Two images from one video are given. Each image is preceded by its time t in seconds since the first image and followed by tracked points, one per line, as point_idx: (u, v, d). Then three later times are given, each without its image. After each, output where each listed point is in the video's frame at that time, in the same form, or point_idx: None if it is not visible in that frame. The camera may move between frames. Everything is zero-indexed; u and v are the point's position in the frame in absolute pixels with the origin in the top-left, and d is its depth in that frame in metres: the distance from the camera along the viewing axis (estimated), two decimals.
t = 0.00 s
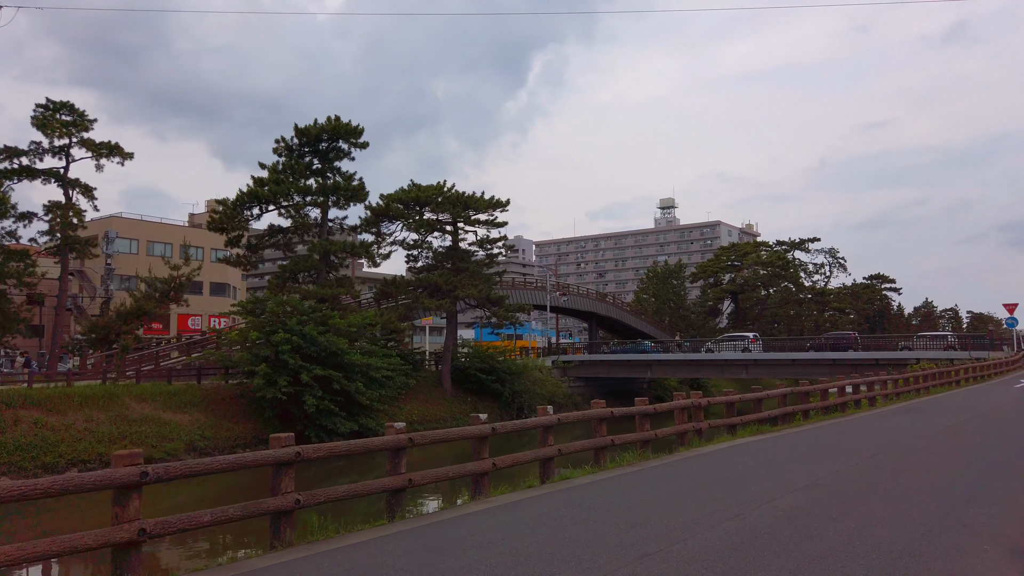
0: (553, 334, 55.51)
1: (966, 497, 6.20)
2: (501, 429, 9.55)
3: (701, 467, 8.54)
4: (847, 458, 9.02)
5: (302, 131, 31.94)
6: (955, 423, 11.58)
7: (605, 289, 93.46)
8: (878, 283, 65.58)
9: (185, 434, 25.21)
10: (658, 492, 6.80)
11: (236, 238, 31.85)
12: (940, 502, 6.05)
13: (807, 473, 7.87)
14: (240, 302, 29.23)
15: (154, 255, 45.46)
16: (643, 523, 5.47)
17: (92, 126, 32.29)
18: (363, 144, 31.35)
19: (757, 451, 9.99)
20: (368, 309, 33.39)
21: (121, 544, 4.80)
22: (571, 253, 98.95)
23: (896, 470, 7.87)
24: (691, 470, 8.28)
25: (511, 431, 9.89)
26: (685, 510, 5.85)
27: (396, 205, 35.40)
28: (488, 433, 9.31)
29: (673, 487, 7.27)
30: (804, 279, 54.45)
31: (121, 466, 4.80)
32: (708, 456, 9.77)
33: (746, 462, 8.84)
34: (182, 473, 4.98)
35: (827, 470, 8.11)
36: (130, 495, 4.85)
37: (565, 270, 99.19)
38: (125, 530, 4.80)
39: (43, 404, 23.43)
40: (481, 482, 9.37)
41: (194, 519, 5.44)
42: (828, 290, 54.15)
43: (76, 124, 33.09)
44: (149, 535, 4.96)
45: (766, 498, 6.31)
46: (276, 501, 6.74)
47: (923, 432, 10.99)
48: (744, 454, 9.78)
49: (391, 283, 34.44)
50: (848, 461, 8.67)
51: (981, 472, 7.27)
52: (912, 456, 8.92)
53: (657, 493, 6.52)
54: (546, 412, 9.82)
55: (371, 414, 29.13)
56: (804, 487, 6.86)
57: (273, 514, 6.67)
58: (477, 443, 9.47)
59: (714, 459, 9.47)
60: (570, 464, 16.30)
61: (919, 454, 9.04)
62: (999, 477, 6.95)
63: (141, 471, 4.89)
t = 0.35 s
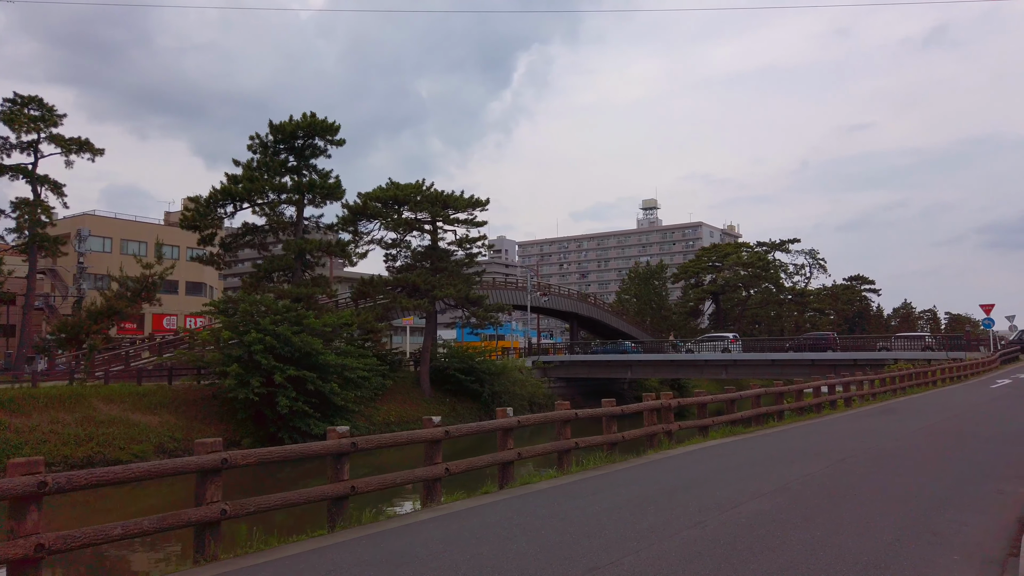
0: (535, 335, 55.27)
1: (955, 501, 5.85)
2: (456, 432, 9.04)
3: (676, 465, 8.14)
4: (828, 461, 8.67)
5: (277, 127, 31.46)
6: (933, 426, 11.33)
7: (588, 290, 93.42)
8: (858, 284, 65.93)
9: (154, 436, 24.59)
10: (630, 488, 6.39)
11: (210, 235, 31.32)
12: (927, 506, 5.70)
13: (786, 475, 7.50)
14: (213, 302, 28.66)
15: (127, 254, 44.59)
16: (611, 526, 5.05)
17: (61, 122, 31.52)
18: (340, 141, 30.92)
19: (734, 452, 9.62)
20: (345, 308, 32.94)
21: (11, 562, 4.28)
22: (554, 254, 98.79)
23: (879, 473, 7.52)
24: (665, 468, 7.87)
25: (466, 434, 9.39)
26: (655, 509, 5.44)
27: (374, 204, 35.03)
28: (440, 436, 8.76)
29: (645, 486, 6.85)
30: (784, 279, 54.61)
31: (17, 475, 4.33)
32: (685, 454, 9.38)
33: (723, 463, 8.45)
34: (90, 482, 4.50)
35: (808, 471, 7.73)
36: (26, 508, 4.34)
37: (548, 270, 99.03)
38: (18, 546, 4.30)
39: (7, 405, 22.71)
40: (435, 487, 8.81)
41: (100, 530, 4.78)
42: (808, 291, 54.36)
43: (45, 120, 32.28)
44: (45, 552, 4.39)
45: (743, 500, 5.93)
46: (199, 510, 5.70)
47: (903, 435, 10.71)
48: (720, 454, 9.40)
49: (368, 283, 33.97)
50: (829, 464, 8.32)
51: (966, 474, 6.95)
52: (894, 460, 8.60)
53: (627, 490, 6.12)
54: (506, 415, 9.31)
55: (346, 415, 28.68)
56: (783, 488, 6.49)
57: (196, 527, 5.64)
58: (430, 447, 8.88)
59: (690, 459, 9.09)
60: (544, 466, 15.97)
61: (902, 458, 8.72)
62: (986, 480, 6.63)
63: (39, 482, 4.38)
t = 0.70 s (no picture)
0: (509, 335, 54.99)
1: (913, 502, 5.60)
2: (394, 438, 8.36)
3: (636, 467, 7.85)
4: (793, 458, 8.44)
5: (244, 122, 30.82)
6: (900, 422, 11.15)
7: (564, 290, 93.43)
8: (830, 285, 66.53)
9: (113, 439, 23.80)
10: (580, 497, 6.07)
11: (174, 232, 30.53)
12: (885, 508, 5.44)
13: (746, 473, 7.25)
14: (175, 301, 27.93)
15: (91, 252, 43.54)
16: (550, 541, 4.71)
17: (18, 114, 30.49)
18: (308, 137, 30.42)
19: (698, 450, 9.35)
20: (313, 308, 32.42)
21: None
22: (530, 254, 98.69)
23: (842, 469, 7.30)
24: (624, 471, 7.58)
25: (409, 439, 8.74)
26: (600, 521, 5.13)
27: (344, 202, 34.51)
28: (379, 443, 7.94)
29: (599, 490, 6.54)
30: (757, 280, 54.96)
31: None
32: (648, 452, 9.08)
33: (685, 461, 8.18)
34: None
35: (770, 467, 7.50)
36: None
37: (524, 270, 98.88)
38: None
39: None
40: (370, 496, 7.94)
41: None
42: (780, 291, 54.72)
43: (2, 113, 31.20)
44: None
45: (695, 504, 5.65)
46: (89, 530, 4.64)
47: (872, 431, 10.50)
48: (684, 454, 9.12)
49: (338, 282, 33.45)
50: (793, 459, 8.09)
51: (929, 470, 6.73)
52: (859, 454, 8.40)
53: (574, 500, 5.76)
54: (452, 418, 8.79)
55: (313, 417, 28.18)
56: (740, 489, 6.22)
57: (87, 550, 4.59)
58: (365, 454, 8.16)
59: (652, 461, 8.83)
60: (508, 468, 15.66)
61: (868, 452, 8.52)
62: (948, 477, 6.41)
63: None
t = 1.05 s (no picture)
0: (481, 335, 54.61)
1: (868, 504, 5.35)
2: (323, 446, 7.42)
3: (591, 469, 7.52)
4: (753, 454, 8.20)
5: (206, 118, 30.11)
6: (863, 423, 10.99)
7: (538, 291, 93.35)
8: (799, 286, 67.19)
9: (66, 442, 22.89)
10: (525, 503, 5.72)
11: (132, 230, 29.67)
12: (838, 511, 5.17)
13: (703, 471, 6.96)
14: (133, 301, 27.12)
15: (50, 250, 42.29)
16: (478, 558, 4.33)
17: None
18: (273, 134, 29.90)
19: (660, 449, 9.04)
20: (277, 308, 31.80)
21: None
22: (504, 254, 98.48)
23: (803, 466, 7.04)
24: (577, 472, 7.23)
25: (341, 447, 7.92)
26: (539, 532, 4.78)
27: (310, 200, 34.02)
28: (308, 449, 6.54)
29: (547, 494, 6.19)
30: (727, 281, 55.28)
31: None
32: (609, 453, 8.73)
33: (643, 460, 7.87)
34: None
35: (728, 465, 7.23)
36: None
37: (498, 270, 98.64)
38: None
39: None
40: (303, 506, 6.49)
41: None
42: (750, 292, 55.13)
43: None
44: None
45: (644, 511, 5.33)
46: None
47: (837, 432, 10.28)
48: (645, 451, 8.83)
49: (304, 282, 32.90)
50: (752, 457, 7.84)
51: (888, 471, 6.49)
52: (821, 453, 8.18)
53: (516, 508, 5.38)
54: (392, 424, 8.11)
55: (277, 419, 27.56)
56: (693, 492, 5.91)
57: None
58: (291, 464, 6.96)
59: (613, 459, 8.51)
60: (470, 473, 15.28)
61: (830, 451, 8.30)
62: (907, 478, 6.17)
63: None
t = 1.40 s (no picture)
0: (461, 336, 54.21)
1: (840, 513, 5.09)
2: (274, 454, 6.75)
3: (556, 475, 7.22)
4: (725, 458, 7.94)
5: (177, 113, 29.44)
6: (838, 426, 10.81)
7: (519, 291, 93.16)
8: (778, 287, 67.54)
9: (30, 445, 22.18)
10: (481, 514, 5.40)
11: (100, 228, 28.84)
12: (808, 521, 4.91)
13: (672, 478, 6.68)
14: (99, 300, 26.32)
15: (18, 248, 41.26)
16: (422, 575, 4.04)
17: None
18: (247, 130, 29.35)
19: (630, 453, 8.76)
20: (250, 308, 31.21)
21: None
22: (484, 254, 98.10)
23: (775, 471, 6.79)
24: (541, 479, 6.92)
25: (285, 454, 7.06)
26: (493, 548, 4.49)
27: (284, 198, 33.41)
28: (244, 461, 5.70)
29: (507, 505, 5.87)
30: (707, 282, 55.39)
31: None
32: (577, 458, 8.42)
33: (611, 465, 7.58)
34: None
35: (698, 471, 6.97)
36: None
37: (479, 270, 98.23)
38: None
39: None
40: (237, 522, 5.67)
41: None
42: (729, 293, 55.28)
43: None
44: None
45: (605, 523, 5.03)
46: None
47: (812, 435, 10.09)
48: (615, 455, 8.55)
49: (278, 281, 32.35)
50: (723, 462, 7.59)
51: (861, 477, 6.25)
52: (794, 457, 7.95)
53: (471, 521, 5.08)
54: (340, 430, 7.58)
55: (249, 421, 27.04)
56: (660, 500, 5.65)
57: None
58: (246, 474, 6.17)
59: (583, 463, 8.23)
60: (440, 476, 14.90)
61: (803, 455, 8.07)
62: (880, 484, 5.94)
63: None
